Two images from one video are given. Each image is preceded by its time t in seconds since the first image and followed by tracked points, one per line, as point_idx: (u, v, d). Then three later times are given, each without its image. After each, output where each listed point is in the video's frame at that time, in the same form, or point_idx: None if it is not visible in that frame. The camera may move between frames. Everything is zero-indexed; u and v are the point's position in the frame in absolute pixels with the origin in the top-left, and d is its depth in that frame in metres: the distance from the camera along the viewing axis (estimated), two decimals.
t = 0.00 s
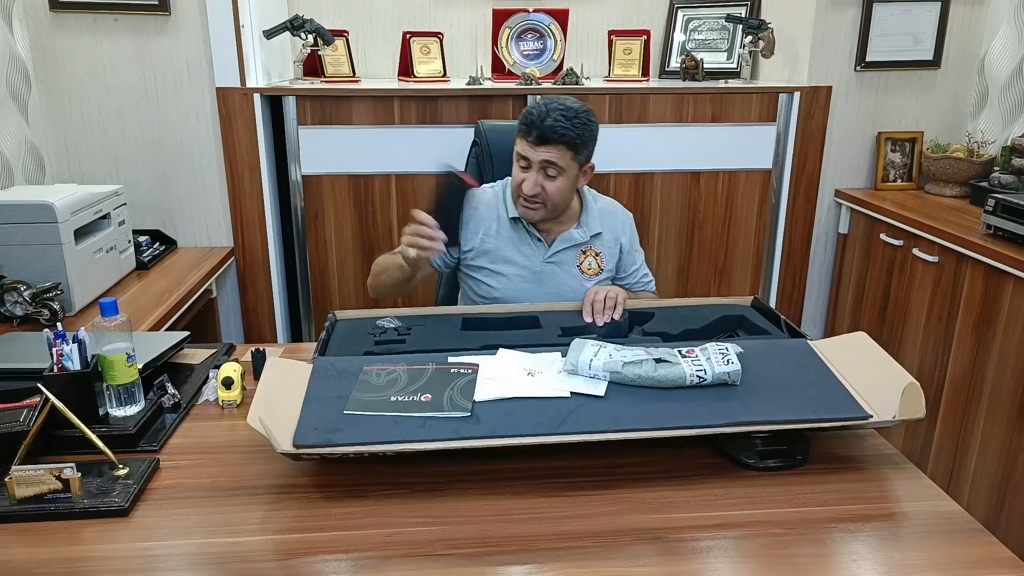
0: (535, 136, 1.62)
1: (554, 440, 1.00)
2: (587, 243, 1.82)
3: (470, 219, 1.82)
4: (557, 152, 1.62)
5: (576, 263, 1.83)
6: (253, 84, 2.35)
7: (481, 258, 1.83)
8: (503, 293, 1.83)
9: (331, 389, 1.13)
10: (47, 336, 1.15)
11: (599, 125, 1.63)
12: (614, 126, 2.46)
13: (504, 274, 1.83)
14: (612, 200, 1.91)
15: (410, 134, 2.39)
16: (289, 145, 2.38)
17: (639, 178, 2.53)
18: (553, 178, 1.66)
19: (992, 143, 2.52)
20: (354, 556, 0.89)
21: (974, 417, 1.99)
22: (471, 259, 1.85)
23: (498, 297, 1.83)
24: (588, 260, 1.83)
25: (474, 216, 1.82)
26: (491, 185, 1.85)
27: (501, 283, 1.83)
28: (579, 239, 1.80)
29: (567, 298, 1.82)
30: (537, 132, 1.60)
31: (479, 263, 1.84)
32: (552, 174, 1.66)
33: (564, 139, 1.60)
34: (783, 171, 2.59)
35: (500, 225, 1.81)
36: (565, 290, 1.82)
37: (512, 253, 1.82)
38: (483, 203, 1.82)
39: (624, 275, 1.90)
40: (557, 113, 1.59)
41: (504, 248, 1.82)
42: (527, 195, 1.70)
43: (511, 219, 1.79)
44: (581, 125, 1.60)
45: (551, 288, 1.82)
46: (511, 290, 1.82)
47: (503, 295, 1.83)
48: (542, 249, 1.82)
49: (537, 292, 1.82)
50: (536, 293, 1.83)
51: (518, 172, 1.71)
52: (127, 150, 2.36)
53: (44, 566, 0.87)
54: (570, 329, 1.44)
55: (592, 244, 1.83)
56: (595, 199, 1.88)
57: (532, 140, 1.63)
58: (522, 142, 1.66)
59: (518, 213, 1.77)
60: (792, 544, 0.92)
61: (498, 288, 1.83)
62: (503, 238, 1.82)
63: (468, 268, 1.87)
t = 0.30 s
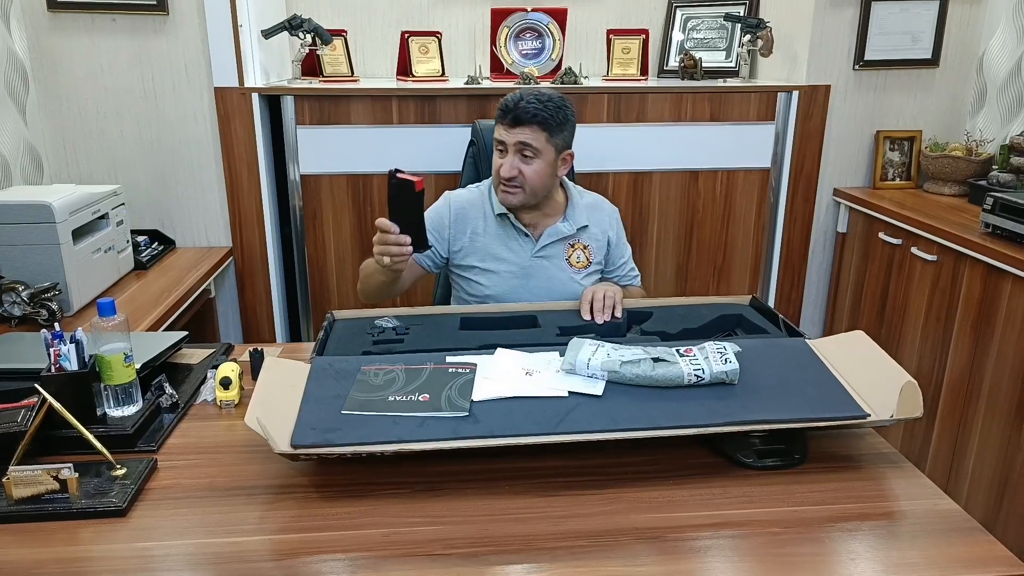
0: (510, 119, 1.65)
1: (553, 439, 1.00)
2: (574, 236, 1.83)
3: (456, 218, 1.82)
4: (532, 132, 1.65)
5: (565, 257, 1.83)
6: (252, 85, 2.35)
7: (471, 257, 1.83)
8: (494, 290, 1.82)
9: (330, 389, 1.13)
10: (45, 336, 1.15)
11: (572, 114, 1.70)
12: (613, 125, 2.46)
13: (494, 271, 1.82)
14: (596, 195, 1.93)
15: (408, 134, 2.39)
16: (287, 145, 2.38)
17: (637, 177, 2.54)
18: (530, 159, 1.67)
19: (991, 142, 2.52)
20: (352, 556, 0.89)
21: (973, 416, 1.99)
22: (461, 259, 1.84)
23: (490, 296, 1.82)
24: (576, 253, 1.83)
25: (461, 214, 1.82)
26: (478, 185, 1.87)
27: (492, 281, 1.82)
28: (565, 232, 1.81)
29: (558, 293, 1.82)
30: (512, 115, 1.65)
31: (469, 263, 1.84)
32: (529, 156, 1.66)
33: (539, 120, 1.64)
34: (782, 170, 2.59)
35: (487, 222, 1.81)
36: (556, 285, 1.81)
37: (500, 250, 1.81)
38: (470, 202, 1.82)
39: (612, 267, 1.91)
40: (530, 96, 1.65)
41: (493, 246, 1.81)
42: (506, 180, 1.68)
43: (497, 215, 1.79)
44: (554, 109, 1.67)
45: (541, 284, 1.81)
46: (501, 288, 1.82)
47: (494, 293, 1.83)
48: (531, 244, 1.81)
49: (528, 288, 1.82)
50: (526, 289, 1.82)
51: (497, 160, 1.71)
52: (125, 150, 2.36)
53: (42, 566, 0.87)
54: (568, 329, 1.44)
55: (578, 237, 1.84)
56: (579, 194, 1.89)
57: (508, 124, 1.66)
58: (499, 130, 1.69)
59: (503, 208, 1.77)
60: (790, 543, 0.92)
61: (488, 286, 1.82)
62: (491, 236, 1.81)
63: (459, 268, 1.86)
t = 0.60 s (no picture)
0: (494, 117, 1.67)
1: (552, 442, 1.01)
2: (568, 236, 1.83)
3: (451, 220, 1.82)
4: (517, 128, 1.66)
5: (560, 257, 1.83)
6: (252, 87, 2.36)
7: (467, 259, 1.84)
8: (490, 292, 1.82)
9: (329, 392, 1.13)
10: (46, 337, 1.15)
11: (556, 110, 1.72)
12: (612, 127, 2.46)
13: (490, 273, 1.82)
14: (591, 195, 1.93)
15: (408, 136, 2.39)
16: (287, 147, 2.38)
17: (637, 179, 2.54)
18: (517, 155, 1.68)
19: (990, 144, 2.53)
20: (351, 558, 0.90)
21: (972, 418, 1.99)
22: (457, 262, 1.85)
23: (486, 298, 1.82)
24: (571, 253, 1.83)
25: (455, 217, 1.82)
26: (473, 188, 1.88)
27: (488, 283, 1.82)
28: (559, 232, 1.81)
29: (554, 292, 1.81)
30: (495, 113, 1.67)
31: (465, 266, 1.84)
32: (515, 152, 1.67)
33: (522, 115, 1.66)
34: (781, 172, 2.59)
35: (481, 224, 1.82)
36: (551, 285, 1.81)
37: (496, 251, 1.82)
38: (465, 204, 1.83)
39: (609, 266, 1.91)
40: (513, 94, 1.68)
41: (487, 248, 1.82)
42: (494, 177, 1.69)
43: (491, 217, 1.80)
44: (536, 105, 1.69)
45: (537, 284, 1.81)
46: (498, 289, 1.82)
47: (491, 294, 1.83)
48: (525, 244, 1.81)
49: (524, 289, 1.81)
50: (522, 289, 1.82)
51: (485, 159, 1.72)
52: (125, 152, 2.36)
53: (42, 568, 0.88)
54: (568, 331, 1.45)
55: (573, 237, 1.84)
56: (573, 194, 1.90)
57: (493, 122, 1.68)
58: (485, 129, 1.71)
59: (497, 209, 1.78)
60: (788, 545, 0.93)
61: (485, 288, 1.82)
62: (486, 237, 1.81)
63: (455, 270, 1.87)
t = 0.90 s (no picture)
0: (484, 120, 1.65)
1: (553, 440, 1.01)
2: (567, 233, 1.83)
3: (449, 218, 1.82)
4: (507, 131, 1.64)
5: (558, 254, 1.82)
6: (251, 84, 2.35)
7: (466, 256, 1.83)
8: (489, 289, 1.82)
9: (330, 389, 1.13)
10: (45, 335, 1.15)
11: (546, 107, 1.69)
12: (612, 126, 2.46)
13: (488, 270, 1.82)
14: (590, 192, 1.93)
15: (408, 134, 2.39)
16: (287, 145, 2.38)
17: (637, 178, 2.54)
18: (509, 158, 1.67)
19: (989, 143, 2.53)
20: (352, 556, 0.90)
21: (971, 417, 2.00)
22: (456, 259, 1.85)
23: (485, 295, 1.82)
24: (570, 250, 1.83)
25: (453, 215, 1.82)
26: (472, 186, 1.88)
27: (487, 280, 1.82)
28: (557, 229, 1.81)
29: (553, 289, 1.81)
30: (485, 116, 1.65)
31: (464, 263, 1.84)
32: (508, 154, 1.66)
33: (511, 118, 1.63)
34: (781, 171, 2.59)
35: (480, 221, 1.81)
36: (550, 281, 1.81)
37: (494, 248, 1.81)
38: (463, 202, 1.83)
39: (608, 264, 1.91)
40: (500, 96, 1.64)
41: (486, 245, 1.82)
42: (488, 180, 1.69)
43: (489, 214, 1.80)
44: (525, 105, 1.66)
45: (535, 281, 1.81)
46: (497, 286, 1.82)
47: (490, 292, 1.83)
48: (523, 242, 1.81)
49: (523, 286, 1.81)
50: (521, 287, 1.81)
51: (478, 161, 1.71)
52: (125, 150, 2.36)
53: (42, 566, 0.87)
54: (568, 329, 1.45)
55: (571, 234, 1.83)
56: (572, 191, 1.89)
57: (482, 125, 1.66)
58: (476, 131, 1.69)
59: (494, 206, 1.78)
60: (789, 543, 0.93)
61: (484, 285, 1.82)
62: (484, 235, 1.81)
63: (455, 268, 1.87)
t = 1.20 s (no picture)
0: (474, 137, 1.64)
1: (554, 440, 1.00)
2: (562, 236, 1.82)
3: (444, 220, 1.82)
4: (495, 149, 1.63)
5: (554, 256, 1.82)
6: (250, 84, 2.35)
7: (461, 258, 1.83)
8: (483, 290, 1.82)
9: (330, 389, 1.13)
10: (45, 336, 1.15)
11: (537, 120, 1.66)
12: (612, 125, 2.46)
13: (483, 271, 1.82)
14: (590, 193, 1.91)
15: (407, 134, 2.39)
16: (286, 145, 2.38)
17: (636, 177, 2.54)
18: (498, 175, 1.65)
19: (989, 141, 2.53)
20: (354, 556, 0.89)
21: (972, 415, 2.00)
22: (451, 260, 1.85)
23: (480, 296, 1.83)
24: (566, 252, 1.83)
25: (448, 217, 1.82)
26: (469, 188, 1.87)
27: (481, 281, 1.83)
28: (553, 232, 1.80)
29: (548, 291, 1.81)
30: (474, 132, 1.63)
31: (459, 264, 1.84)
32: (496, 172, 1.65)
33: (499, 137, 1.62)
34: (781, 169, 2.59)
35: (475, 223, 1.81)
36: (545, 284, 1.81)
37: (489, 250, 1.81)
38: (458, 205, 1.83)
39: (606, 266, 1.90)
40: (490, 112, 1.62)
41: (480, 247, 1.81)
42: (477, 195, 1.68)
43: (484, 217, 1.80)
44: (515, 122, 1.63)
45: (530, 283, 1.81)
46: (492, 287, 1.82)
47: (484, 292, 1.83)
48: (517, 245, 1.80)
49: (518, 287, 1.81)
50: (516, 288, 1.81)
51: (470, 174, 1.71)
52: (124, 151, 2.36)
53: (43, 567, 0.87)
54: (568, 328, 1.44)
55: (567, 236, 1.83)
56: (570, 192, 1.88)
57: (473, 141, 1.64)
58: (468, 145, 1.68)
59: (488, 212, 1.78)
60: (791, 542, 0.92)
61: (478, 286, 1.83)
62: (479, 237, 1.81)
63: (451, 268, 1.87)
